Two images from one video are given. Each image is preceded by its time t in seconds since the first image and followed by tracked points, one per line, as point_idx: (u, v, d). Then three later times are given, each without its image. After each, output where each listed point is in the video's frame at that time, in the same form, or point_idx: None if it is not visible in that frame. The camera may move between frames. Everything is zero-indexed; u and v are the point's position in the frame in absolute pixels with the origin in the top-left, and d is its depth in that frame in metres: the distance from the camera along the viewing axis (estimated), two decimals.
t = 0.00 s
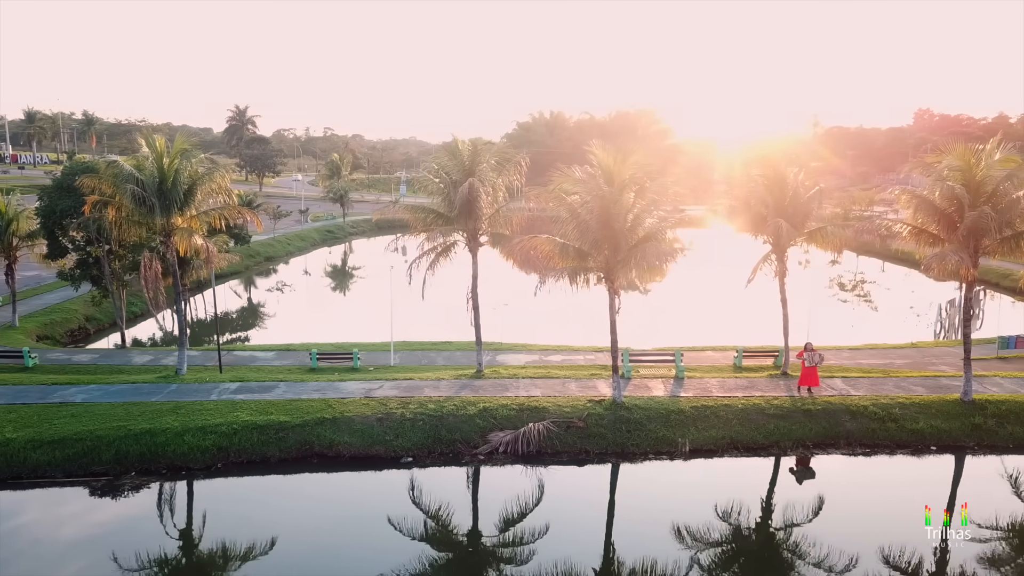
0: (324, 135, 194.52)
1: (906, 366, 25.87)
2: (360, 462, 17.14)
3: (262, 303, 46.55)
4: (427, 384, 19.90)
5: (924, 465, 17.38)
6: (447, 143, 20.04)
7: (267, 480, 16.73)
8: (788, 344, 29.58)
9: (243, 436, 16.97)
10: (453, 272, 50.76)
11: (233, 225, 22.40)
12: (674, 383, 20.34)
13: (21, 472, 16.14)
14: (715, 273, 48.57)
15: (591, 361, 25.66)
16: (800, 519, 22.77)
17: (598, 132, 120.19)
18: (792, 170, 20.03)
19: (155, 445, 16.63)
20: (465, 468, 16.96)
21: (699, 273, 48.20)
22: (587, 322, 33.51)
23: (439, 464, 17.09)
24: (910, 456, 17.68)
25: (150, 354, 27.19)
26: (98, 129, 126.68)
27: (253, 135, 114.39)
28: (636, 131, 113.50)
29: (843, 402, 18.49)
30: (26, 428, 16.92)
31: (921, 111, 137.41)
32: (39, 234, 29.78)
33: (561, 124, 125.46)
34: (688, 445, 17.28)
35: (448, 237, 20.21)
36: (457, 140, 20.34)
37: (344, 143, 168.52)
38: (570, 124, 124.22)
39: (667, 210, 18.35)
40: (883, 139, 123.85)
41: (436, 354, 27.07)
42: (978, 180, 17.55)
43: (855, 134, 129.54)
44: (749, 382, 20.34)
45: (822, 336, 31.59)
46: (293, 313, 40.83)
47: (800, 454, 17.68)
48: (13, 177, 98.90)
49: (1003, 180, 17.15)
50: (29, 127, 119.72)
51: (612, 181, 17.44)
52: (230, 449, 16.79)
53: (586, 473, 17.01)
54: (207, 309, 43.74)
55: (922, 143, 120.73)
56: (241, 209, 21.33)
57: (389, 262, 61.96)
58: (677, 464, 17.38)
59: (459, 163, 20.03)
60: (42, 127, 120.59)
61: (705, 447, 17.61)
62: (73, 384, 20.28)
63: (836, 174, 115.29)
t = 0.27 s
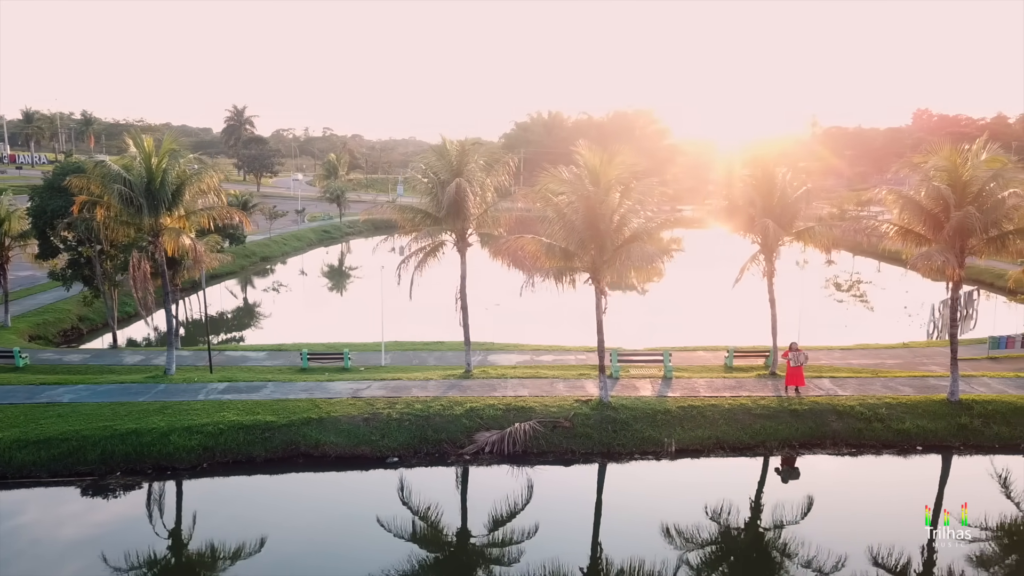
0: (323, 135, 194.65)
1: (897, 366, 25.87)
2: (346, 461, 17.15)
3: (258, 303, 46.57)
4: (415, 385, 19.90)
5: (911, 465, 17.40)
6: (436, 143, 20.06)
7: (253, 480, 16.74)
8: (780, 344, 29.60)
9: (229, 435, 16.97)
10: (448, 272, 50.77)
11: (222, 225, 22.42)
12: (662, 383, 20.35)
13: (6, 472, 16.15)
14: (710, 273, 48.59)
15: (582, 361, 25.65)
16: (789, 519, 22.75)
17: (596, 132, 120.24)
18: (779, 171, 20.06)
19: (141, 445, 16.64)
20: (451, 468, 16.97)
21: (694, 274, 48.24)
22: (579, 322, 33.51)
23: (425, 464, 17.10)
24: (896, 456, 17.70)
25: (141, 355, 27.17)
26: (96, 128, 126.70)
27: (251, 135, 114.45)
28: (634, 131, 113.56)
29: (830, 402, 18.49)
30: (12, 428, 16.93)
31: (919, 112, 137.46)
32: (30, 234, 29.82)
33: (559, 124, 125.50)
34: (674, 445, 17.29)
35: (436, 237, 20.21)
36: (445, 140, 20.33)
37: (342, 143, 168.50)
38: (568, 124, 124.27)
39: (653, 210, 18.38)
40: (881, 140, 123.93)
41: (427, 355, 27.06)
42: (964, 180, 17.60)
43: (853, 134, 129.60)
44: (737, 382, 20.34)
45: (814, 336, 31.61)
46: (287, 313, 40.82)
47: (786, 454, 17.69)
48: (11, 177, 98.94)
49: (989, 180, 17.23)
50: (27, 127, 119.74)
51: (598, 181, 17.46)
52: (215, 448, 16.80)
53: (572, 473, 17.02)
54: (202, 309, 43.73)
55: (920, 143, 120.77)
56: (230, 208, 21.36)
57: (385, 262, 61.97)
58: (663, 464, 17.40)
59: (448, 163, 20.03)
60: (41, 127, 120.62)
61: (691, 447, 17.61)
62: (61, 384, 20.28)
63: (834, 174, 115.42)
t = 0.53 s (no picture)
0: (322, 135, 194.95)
1: (888, 366, 25.89)
2: (332, 461, 17.16)
3: (254, 303, 46.62)
4: (403, 384, 19.90)
5: (896, 465, 17.42)
6: (424, 142, 20.03)
7: (238, 480, 16.76)
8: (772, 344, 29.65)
9: (215, 436, 16.99)
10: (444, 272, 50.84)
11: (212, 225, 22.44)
12: (651, 383, 20.36)
13: None
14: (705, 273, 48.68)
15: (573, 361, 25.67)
16: (778, 518, 22.74)
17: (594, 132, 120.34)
18: (767, 172, 20.09)
19: (126, 445, 16.64)
20: (437, 468, 16.99)
21: (689, 274, 48.30)
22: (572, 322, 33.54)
23: (411, 464, 17.11)
24: (882, 456, 17.71)
25: (133, 354, 27.16)
26: (95, 128, 126.74)
27: (249, 135, 114.55)
28: (632, 132, 113.67)
29: (817, 402, 18.50)
30: None
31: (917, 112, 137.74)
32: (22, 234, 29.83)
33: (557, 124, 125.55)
34: (659, 445, 17.30)
35: (424, 237, 20.20)
36: (433, 140, 20.30)
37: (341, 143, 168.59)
38: (566, 124, 124.37)
39: (640, 209, 18.39)
40: (879, 140, 124.06)
41: (419, 354, 27.07)
42: (951, 181, 17.66)
43: (851, 135, 129.74)
44: (725, 382, 20.34)
45: (807, 336, 31.63)
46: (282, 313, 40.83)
47: (772, 454, 17.70)
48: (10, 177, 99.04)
49: (976, 180, 17.33)
50: (26, 128, 119.84)
51: (584, 182, 17.47)
52: (202, 448, 16.81)
53: (557, 473, 17.05)
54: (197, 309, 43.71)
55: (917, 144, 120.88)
56: (219, 209, 21.40)
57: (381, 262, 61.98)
58: (650, 464, 17.41)
59: (436, 163, 20.01)
60: (39, 127, 120.73)
61: (678, 447, 17.62)
62: (50, 384, 20.30)
63: (832, 175, 115.55)
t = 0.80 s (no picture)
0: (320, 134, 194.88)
1: (878, 366, 25.90)
2: (318, 461, 17.17)
3: (249, 304, 46.63)
4: (391, 384, 19.91)
5: (883, 465, 17.44)
6: (413, 142, 20.06)
7: (225, 479, 16.77)
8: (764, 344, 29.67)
9: (202, 435, 17.01)
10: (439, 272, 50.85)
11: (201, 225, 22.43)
12: (639, 383, 20.37)
13: None
14: (700, 273, 48.68)
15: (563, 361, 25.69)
16: (768, 518, 22.74)
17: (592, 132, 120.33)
18: (755, 173, 20.12)
19: (113, 444, 16.66)
20: (423, 467, 17.01)
21: (684, 274, 48.28)
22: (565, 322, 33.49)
23: (397, 463, 17.12)
24: (869, 455, 17.73)
25: (124, 354, 27.15)
26: (92, 128, 126.69)
27: (247, 135, 114.49)
28: (629, 132, 113.70)
29: (804, 402, 18.51)
30: None
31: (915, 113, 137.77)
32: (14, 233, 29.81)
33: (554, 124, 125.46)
34: (646, 444, 17.32)
35: (413, 237, 20.21)
36: (422, 139, 20.32)
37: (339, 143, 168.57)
38: (564, 124, 124.32)
39: (627, 209, 18.43)
40: (876, 140, 124.13)
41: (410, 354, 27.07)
42: (937, 181, 17.69)
43: (849, 135, 129.81)
44: (713, 382, 20.34)
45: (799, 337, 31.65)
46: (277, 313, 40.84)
47: (759, 454, 17.72)
48: (7, 177, 98.97)
49: (962, 180, 17.39)
50: (23, 127, 119.74)
51: (571, 183, 17.46)
52: (188, 448, 16.83)
53: (544, 473, 17.07)
54: (192, 309, 43.65)
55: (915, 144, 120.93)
56: (209, 208, 21.40)
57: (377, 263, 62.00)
58: (636, 464, 17.43)
59: (425, 162, 20.02)
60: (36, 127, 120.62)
61: (664, 447, 17.63)
62: (38, 383, 20.30)
63: (830, 175, 115.59)
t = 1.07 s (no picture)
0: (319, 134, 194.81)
1: (869, 366, 25.90)
2: (304, 461, 17.19)
3: (245, 304, 46.63)
4: (380, 384, 19.91)
5: (870, 464, 17.45)
6: (401, 142, 20.09)
7: (212, 479, 16.79)
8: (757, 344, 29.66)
9: (189, 435, 17.03)
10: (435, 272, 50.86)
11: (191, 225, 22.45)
12: (628, 383, 20.37)
13: None
14: (696, 273, 48.67)
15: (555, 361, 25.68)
16: (759, 518, 22.71)
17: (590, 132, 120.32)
18: (743, 173, 20.16)
19: (99, 444, 16.67)
20: (410, 467, 17.03)
21: (679, 274, 48.25)
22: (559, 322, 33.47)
23: (383, 463, 17.15)
24: (856, 455, 17.75)
25: (116, 354, 27.13)
26: (90, 127, 126.60)
27: (245, 135, 114.43)
28: (627, 132, 113.73)
29: (792, 401, 18.52)
30: None
31: (914, 113, 137.82)
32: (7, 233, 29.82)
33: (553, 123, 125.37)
34: (632, 444, 17.33)
35: (401, 237, 20.24)
36: (411, 139, 20.34)
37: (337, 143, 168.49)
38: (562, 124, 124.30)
39: (613, 209, 18.47)
40: (875, 140, 124.16)
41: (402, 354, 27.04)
42: (925, 181, 17.73)
43: (848, 135, 129.87)
44: (702, 382, 20.34)
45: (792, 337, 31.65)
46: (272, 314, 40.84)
47: (745, 453, 17.73)
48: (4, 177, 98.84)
49: (949, 180, 17.48)
50: (21, 127, 119.64)
51: (558, 183, 17.46)
52: (175, 448, 16.85)
53: (531, 472, 17.09)
54: (187, 309, 43.59)
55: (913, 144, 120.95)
56: (198, 209, 21.43)
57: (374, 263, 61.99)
58: (623, 463, 17.44)
59: (413, 162, 20.04)
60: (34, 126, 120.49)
61: (651, 446, 17.64)
62: (27, 383, 20.29)
63: (828, 175, 115.58)
